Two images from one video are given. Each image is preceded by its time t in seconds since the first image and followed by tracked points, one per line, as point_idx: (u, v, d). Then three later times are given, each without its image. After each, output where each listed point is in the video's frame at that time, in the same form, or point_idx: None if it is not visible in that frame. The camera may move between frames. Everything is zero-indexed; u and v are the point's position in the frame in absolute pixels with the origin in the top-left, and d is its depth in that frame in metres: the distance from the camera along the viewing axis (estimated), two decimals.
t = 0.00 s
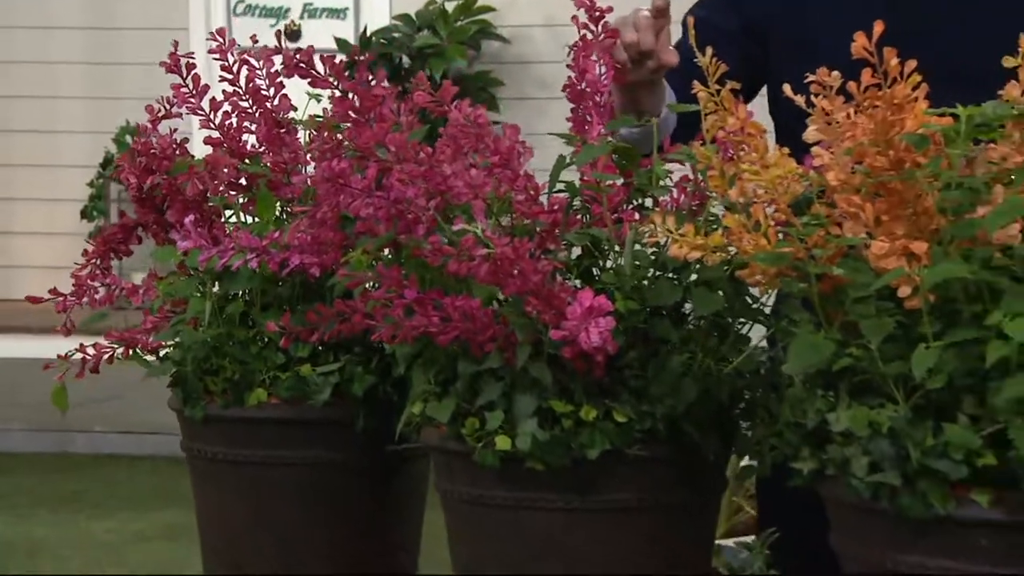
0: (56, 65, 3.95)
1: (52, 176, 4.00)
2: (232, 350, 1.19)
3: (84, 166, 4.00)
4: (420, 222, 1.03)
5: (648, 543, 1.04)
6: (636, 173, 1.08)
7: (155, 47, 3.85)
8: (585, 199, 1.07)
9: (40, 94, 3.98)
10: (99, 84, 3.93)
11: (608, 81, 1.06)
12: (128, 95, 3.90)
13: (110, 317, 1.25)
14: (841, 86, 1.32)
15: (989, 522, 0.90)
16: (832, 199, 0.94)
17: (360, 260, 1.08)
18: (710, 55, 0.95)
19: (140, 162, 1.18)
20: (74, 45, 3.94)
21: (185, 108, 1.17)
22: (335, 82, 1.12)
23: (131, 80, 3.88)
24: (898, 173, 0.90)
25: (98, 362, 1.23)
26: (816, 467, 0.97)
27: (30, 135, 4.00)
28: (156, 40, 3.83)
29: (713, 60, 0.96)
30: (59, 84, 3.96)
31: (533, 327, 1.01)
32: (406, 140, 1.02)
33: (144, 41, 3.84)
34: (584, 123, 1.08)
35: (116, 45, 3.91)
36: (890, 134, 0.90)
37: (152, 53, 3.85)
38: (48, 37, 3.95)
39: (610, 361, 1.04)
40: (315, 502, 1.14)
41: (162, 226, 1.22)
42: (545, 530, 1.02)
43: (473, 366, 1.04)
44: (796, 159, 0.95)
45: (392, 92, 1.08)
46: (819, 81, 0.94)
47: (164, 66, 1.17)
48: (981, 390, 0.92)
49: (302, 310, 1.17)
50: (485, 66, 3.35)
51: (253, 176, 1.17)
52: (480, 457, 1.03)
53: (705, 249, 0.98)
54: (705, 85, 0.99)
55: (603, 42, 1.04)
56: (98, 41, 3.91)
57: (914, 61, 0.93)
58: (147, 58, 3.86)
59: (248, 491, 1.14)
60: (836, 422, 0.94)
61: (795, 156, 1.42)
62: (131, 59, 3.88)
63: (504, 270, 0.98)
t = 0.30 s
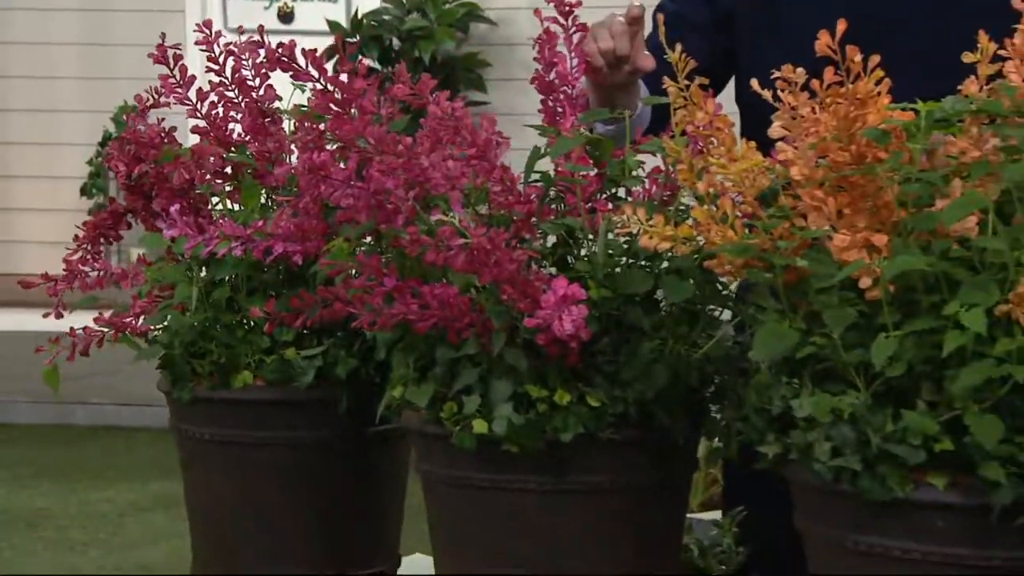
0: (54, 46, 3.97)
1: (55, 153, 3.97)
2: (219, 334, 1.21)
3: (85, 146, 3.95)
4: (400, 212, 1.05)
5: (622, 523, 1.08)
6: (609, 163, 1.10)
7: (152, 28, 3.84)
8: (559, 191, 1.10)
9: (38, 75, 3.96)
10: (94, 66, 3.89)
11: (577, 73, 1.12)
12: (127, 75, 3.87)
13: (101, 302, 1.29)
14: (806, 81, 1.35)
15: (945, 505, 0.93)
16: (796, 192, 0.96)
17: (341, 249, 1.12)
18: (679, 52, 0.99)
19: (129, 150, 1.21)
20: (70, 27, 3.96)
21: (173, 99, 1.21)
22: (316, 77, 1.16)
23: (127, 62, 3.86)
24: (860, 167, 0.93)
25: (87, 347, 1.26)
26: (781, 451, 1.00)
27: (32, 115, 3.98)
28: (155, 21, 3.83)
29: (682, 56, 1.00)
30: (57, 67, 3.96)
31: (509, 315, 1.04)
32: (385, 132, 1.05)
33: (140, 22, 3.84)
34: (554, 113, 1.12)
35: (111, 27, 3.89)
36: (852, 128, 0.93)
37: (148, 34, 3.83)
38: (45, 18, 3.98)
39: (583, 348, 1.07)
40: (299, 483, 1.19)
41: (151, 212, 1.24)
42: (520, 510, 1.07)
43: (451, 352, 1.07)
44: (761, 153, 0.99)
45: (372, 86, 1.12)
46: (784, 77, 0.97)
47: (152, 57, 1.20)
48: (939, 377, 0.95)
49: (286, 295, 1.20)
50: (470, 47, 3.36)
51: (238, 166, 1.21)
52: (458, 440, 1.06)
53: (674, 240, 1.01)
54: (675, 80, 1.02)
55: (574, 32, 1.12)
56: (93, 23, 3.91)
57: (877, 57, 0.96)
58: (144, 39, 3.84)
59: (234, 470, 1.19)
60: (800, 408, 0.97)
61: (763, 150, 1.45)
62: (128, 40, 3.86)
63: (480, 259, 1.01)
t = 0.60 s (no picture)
0: (54, 29, 3.96)
1: (54, 134, 4.00)
2: (206, 321, 1.24)
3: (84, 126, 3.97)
4: (380, 205, 1.09)
5: (594, 505, 1.12)
6: (584, 156, 1.13)
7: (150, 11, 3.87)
8: (535, 183, 1.13)
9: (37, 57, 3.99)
10: (95, 48, 3.93)
11: (550, 69, 1.15)
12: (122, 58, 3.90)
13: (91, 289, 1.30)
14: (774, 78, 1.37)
15: (903, 491, 0.97)
16: (760, 188, 1.00)
17: (324, 240, 1.14)
18: (650, 51, 1.02)
19: (118, 141, 1.24)
20: (68, 9, 3.95)
21: (161, 92, 1.24)
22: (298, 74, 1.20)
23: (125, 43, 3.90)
24: (822, 165, 0.97)
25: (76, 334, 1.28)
26: (747, 438, 1.04)
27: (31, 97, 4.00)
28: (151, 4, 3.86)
29: (653, 54, 1.02)
30: (56, 50, 3.97)
31: (486, 306, 1.08)
32: (365, 127, 1.08)
33: (137, 6, 3.86)
34: (535, 106, 1.15)
35: (109, 9, 3.91)
36: (817, 126, 0.96)
37: (144, 16, 3.86)
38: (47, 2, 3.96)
39: (558, 337, 1.10)
40: (284, 468, 1.24)
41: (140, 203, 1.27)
42: (495, 492, 1.11)
43: (430, 341, 1.10)
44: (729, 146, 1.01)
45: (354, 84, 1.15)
46: (751, 76, 0.99)
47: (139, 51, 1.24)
48: (899, 368, 0.98)
49: (271, 283, 1.23)
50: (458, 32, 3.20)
51: (223, 158, 1.23)
52: (437, 426, 1.09)
53: (644, 234, 1.04)
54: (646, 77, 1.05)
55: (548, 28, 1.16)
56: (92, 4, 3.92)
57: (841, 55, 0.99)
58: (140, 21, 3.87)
59: (221, 454, 1.25)
60: (765, 398, 1.00)
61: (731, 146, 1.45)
62: (126, 23, 3.90)
63: (457, 252, 1.04)
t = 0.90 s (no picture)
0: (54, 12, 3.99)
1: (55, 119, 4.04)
2: (194, 309, 1.27)
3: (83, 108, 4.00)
4: (361, 200, 1.11)
5: (570, 489, 1.16)
6: (561, 153, 1.16)
7: None
8: (512, 178, 1.17)
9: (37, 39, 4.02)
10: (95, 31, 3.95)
11: (524, 66, 1.19)
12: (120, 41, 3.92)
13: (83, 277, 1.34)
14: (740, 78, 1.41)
15: (865, 480, 1.00)
16: (728, 186, 1.03)
17: (307, 234, 1.17)
18: (622, 51, 1.05)
19: (109, 134, 1.27)
20: None
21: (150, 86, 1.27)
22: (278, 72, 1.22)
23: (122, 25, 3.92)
24: (786, 164, 1.00)
25: (67, 323, 1.30)
26: (715, 428, 1.07)
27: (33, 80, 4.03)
28: None
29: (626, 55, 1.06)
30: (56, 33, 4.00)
31: (464, 299, 1.11)
32: (347, 126, 1.11)
33: None
34: (513, 104, 1.18)
35: None
36: (784, 126, 1.00)
37: None
38: None
39: (534, 329, 1.14)
40: (270, 452, 1.29)
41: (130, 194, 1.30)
42: (471, 477, 1.15)
43: (410, 332, 1.13)
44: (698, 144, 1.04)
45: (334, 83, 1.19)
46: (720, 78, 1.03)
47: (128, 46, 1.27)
48: (861, 361, 1.01)
49: (257, 273, 1.27)
50: (447, 18, 3.31)
51: (210, 152, 1.26)
52: (418, 415, 1.13)
53: (617, 230, 1.07)
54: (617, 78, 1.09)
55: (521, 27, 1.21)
56: None
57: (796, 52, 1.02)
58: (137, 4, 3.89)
59: (209, 439, 1.29)
60: (732, 390, 1.03)
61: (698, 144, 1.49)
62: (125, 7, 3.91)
63: (435, 247, 1.07)
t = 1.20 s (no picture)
0: None
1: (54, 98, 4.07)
2: (183, 299, 1.31)
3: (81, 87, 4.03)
4: (344, 195, 1.14)
5: (546, 475, 1.20)
6: (538, 149, 1.20)
7: None
8: (491, 173, 1.19)
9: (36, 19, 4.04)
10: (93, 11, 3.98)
11: (515, 64, 1.20)
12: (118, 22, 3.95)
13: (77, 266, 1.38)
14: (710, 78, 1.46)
15: (829, 469, 1.04)
16: (697, 185, 1.06)
17: (292, 228, 1.20)
18: (596, 52, 1.09)
19: (100, 128, 1.30)
20: None
21: (140, 82, 1.31)
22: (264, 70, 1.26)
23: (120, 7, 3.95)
24: (754, 164, 1.03)
25: (60, 312, 1.34)
26: (686, 417, 1.10)
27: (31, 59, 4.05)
28: None
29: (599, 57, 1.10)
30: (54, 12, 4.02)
31: (444, 291, 1.14)
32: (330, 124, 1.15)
33: None
34: (494, 99, 1.20)
35: None
36: (751, 125, 1.04)
37: None
38: None
39: (513, 320, 1.17)
40: (258, 439, 1.33)
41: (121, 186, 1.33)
42: (451, 462, 1.18)
43: (392, 323, 1.16)
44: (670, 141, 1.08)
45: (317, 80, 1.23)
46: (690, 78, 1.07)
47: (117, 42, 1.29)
48: (825, 354, 1.05)
49: (245, 264, 1.30)
50: (440, 3, 3.50)
51: (199, 145, 1.30)
52: (399, 402, 1.17)
53: (591, 226, 1.10)
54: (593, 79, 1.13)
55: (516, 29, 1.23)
56: None
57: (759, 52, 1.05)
58: None
59: (199, 423, 1.33)
60: (702, 381, 1.07)
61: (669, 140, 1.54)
62: None
63: (416, 241, 1.10)
